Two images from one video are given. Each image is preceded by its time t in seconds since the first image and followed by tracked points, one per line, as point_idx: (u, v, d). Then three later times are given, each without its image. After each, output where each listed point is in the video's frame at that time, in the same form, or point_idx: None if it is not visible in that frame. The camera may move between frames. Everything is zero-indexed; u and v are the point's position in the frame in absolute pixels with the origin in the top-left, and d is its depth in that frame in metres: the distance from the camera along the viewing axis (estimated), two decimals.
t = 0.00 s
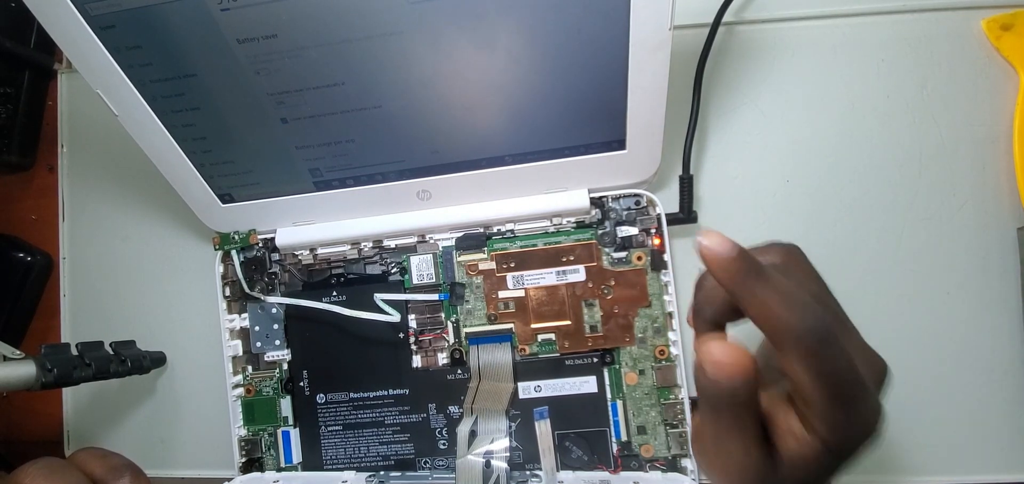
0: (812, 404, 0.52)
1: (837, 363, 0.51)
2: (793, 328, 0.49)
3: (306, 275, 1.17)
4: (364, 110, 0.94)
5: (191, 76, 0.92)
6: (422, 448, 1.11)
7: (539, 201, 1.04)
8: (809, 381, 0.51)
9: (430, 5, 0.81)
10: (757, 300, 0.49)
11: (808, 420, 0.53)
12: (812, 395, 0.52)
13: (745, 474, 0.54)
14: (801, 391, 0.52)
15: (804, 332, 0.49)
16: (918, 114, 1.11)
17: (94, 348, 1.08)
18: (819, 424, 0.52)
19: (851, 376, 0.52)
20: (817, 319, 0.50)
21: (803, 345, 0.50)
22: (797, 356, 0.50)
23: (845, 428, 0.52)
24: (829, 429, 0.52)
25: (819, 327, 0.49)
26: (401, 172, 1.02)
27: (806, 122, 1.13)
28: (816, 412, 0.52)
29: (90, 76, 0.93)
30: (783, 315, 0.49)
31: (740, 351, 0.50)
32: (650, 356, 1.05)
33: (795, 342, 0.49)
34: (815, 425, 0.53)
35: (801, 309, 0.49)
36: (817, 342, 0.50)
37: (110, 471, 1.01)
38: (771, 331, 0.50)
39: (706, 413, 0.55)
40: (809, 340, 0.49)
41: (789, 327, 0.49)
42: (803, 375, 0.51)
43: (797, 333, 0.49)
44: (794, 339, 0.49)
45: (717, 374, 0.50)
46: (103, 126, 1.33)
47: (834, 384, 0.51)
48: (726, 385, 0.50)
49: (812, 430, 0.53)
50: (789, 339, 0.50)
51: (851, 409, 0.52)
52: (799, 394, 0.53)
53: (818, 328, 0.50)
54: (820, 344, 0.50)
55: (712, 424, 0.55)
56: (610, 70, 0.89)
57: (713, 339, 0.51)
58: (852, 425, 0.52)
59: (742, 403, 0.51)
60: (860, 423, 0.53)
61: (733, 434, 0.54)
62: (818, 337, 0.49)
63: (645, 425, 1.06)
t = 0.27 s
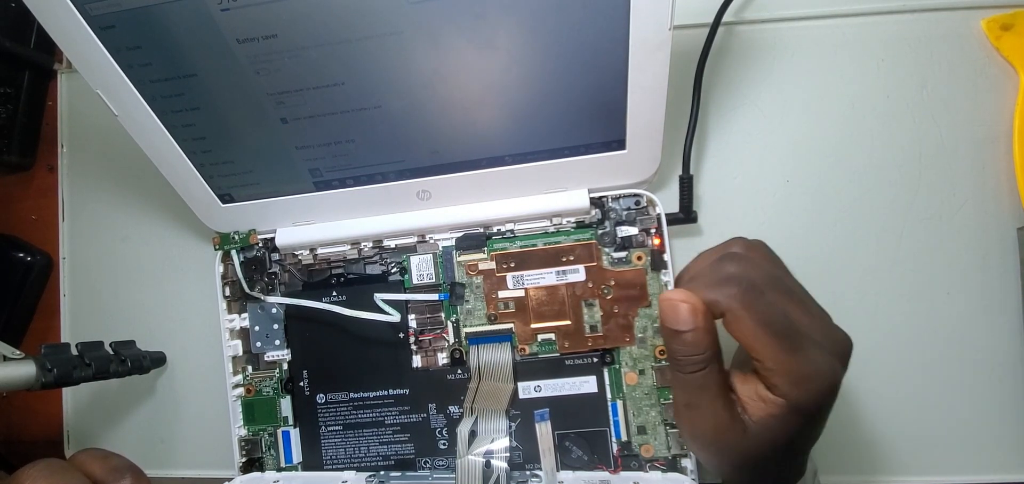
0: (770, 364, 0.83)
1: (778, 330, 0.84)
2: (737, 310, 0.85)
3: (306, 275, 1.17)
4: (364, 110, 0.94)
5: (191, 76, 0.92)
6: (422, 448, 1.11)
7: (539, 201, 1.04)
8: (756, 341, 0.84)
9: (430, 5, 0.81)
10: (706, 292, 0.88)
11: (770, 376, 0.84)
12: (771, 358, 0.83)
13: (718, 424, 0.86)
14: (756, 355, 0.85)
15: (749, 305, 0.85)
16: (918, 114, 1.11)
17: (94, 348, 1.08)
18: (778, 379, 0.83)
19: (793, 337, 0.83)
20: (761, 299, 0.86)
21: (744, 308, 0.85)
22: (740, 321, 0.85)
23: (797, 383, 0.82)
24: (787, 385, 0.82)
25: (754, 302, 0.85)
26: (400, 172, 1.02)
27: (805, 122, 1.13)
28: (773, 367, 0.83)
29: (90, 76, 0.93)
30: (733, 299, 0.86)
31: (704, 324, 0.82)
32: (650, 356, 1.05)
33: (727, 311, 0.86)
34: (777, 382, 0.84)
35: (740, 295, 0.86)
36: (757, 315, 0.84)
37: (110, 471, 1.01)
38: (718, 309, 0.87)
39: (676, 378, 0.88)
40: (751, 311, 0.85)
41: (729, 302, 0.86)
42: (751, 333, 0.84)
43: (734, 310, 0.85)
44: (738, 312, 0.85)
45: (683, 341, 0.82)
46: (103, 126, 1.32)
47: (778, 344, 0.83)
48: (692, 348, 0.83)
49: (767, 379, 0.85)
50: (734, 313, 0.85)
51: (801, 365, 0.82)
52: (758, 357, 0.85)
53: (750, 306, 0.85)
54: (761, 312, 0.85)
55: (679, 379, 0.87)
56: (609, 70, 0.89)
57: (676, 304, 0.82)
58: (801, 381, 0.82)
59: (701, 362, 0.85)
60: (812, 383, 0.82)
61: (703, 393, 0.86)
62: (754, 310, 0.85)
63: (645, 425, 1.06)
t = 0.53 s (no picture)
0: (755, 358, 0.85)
1: (760, 324, 0.85)
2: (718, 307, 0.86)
3: (306, 275, 1.17)
4: (364, 110, 0.94)
5: (191, 77, 0.92)
6: (422, 448, 1.11)
7: (540, 201, 1.04)
8: (740, 337, 0.85)
9: (430, 5, 0.81)
10: (690, 293, 0.89)
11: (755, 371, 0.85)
12: (754, 352, 0.84)
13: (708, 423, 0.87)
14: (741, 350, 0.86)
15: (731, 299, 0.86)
16: (919, 114, 1.11)
17: (94, 348, 1.08)
18: (762, 375, 0.84)
19: (773, 331, 0.84)
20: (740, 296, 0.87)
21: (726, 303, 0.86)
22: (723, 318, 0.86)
23: (779, 378, 0.83)
24: (771, 380, 0.83)
25: (738, 300, 0.86)
26: (400, 172, 1.02)
27: (805, 122, 1.13)
28: (756, 363, 0.84)
29: (90, 76, 0.93)
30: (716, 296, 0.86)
31: (687, 323, 0.83)
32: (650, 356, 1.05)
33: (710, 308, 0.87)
34: (762, 378, 0.84)
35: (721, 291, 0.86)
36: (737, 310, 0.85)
37: (110, 471, 1.01)
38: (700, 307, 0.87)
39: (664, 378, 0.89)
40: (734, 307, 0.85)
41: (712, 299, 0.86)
42: (734, 329, 0.85)
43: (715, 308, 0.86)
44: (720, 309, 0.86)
45: (665, 340, 0.84)
46: (102, 125, 1.32)
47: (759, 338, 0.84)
48: (675, 347, 0.85)
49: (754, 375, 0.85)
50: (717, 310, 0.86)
51: (780, 359, 0.83)
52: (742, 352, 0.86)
53: (731, 302, 0.86)
54: (742, 308, 0.85)
55: (665, 380, 0.89)
56: (609, 70, 0.89)
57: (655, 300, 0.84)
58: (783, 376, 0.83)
59: (684, 361, 0.86)
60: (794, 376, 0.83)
61: (689, 393, 0.87)
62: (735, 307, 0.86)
63: (645, 425, 1.06)
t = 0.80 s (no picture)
0: (755, 358, 0.84)
1: (758, 324, 0.84)
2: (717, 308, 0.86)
3: (306, 275, 1.17)
4: (365, 110, 0.94)
5: (192, 76, 0.92)
6: (422, 448, 1.11)
7: (540, 201, 1.04)
8: (740, 337, 0.84)
9: (431, 5, 0.81)
10: (690, 294, 0.89)
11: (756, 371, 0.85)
12: (754, 352, 0.84)
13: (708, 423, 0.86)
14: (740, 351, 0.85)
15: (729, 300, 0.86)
16: (919, 114, 1.11)
17: (94, 347, 1.08)
18: (762, 375, 0.84)
19: (773, 330, 0.84)
20: (739, 296, 0.86)
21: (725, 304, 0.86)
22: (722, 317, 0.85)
23: (779, 377, 0.83)
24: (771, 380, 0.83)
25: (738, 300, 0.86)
26: (401, 172, 1.02)
27: (805, 122, 1.13)
28: (756, 363, 0.84)
29: (90, 76, 0.93)
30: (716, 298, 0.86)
31: (688, 322, 0.83)
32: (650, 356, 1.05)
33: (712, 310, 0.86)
34: (762, 377, 0.84)
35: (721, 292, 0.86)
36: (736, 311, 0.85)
37: (111, 470, 1.01)
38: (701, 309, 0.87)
39: (664, 376, 0.88)
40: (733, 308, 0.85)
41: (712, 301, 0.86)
42: (734, 329, 0.84)
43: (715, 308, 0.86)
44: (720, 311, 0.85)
45: (666, 339, 0.84)
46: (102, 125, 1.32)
47: (758, 338, 0.84)
48: (675, 346, 0.85)
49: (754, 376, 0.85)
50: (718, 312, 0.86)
51: (780, 359, 0.83)
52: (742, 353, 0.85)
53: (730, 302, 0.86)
54: (741, 307, 0.85)
55: (666, 380, 0.89)
56: (609, 70, 0.89)
57: (658, 296, 0.83)
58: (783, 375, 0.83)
59: (685, 360, 0.86)
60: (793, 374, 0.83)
61: (689, 393, 0.87)
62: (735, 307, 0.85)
63: (645, 425, 1.06)
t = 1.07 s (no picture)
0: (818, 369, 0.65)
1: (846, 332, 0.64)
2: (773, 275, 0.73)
3: (306, 275, 1.17)
4: (365, 110, 0.94)
5: (192, 76, 0.92)
6: (422, 448, 1.11)
7: (540, 201, 1.04)
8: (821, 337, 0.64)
9: (431, 5, 0.81)
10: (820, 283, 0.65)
11: (798, 383, 0.68)
12: (824, 364, 0.65)
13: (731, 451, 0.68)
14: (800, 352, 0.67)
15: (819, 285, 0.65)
16: (919, 114, 1.11)
17: (94, 347, 1.08)
18: (809, 397, 0.66)
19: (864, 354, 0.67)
20: (841, 288, 0.64)
21: (819, 284, 0.65)
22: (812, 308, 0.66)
23: (829, 402, 0.65)
24: (816, 405, 0.66)
25: (838, 290, 0.64)
26: (401, 172, 1.02)
27: (806, 122, 1.13)
28: (813, 376, 0.65)
29: (90, 76, 0.93)
30: (801, 273, 0.67)
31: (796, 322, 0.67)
32: (650, 356, 1.06)
33: (788, 276, 0.68)
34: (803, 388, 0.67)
35: (803, 260, 0.68)
36: (831, 302, 0.64)
37: (111, 469, 1.01)
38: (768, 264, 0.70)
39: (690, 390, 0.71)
40: (831, 297, 0.64)
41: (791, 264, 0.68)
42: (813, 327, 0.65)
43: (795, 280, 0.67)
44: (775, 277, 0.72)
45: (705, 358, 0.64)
46: (102, 125, 1.32)
47: (837, 347, 0.64)
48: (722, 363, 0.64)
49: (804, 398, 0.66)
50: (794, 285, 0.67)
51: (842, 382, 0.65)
52: (801, 356, 0.67)
53: (825, 292, 0.65)
54: (839, 299, 0.64)
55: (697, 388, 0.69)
56: (609, 70, 0.89)
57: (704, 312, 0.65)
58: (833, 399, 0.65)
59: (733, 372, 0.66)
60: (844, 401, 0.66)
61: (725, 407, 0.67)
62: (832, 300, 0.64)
63: (645, 425, 1.06)
